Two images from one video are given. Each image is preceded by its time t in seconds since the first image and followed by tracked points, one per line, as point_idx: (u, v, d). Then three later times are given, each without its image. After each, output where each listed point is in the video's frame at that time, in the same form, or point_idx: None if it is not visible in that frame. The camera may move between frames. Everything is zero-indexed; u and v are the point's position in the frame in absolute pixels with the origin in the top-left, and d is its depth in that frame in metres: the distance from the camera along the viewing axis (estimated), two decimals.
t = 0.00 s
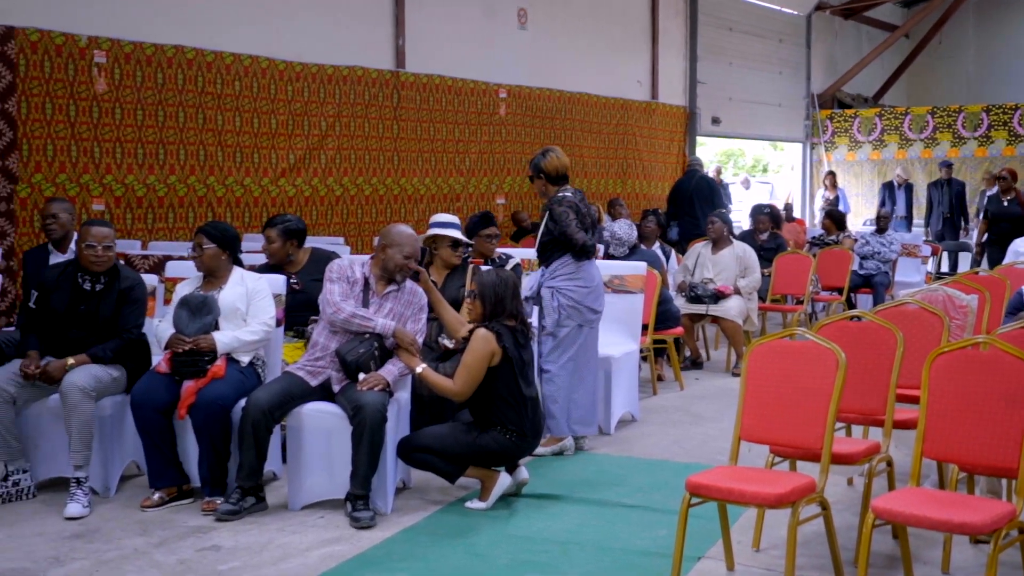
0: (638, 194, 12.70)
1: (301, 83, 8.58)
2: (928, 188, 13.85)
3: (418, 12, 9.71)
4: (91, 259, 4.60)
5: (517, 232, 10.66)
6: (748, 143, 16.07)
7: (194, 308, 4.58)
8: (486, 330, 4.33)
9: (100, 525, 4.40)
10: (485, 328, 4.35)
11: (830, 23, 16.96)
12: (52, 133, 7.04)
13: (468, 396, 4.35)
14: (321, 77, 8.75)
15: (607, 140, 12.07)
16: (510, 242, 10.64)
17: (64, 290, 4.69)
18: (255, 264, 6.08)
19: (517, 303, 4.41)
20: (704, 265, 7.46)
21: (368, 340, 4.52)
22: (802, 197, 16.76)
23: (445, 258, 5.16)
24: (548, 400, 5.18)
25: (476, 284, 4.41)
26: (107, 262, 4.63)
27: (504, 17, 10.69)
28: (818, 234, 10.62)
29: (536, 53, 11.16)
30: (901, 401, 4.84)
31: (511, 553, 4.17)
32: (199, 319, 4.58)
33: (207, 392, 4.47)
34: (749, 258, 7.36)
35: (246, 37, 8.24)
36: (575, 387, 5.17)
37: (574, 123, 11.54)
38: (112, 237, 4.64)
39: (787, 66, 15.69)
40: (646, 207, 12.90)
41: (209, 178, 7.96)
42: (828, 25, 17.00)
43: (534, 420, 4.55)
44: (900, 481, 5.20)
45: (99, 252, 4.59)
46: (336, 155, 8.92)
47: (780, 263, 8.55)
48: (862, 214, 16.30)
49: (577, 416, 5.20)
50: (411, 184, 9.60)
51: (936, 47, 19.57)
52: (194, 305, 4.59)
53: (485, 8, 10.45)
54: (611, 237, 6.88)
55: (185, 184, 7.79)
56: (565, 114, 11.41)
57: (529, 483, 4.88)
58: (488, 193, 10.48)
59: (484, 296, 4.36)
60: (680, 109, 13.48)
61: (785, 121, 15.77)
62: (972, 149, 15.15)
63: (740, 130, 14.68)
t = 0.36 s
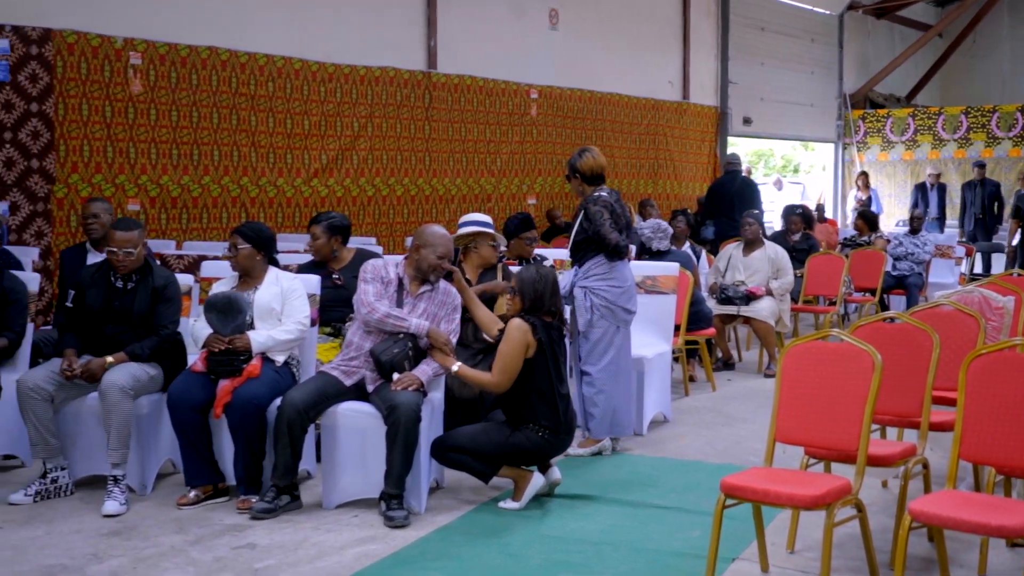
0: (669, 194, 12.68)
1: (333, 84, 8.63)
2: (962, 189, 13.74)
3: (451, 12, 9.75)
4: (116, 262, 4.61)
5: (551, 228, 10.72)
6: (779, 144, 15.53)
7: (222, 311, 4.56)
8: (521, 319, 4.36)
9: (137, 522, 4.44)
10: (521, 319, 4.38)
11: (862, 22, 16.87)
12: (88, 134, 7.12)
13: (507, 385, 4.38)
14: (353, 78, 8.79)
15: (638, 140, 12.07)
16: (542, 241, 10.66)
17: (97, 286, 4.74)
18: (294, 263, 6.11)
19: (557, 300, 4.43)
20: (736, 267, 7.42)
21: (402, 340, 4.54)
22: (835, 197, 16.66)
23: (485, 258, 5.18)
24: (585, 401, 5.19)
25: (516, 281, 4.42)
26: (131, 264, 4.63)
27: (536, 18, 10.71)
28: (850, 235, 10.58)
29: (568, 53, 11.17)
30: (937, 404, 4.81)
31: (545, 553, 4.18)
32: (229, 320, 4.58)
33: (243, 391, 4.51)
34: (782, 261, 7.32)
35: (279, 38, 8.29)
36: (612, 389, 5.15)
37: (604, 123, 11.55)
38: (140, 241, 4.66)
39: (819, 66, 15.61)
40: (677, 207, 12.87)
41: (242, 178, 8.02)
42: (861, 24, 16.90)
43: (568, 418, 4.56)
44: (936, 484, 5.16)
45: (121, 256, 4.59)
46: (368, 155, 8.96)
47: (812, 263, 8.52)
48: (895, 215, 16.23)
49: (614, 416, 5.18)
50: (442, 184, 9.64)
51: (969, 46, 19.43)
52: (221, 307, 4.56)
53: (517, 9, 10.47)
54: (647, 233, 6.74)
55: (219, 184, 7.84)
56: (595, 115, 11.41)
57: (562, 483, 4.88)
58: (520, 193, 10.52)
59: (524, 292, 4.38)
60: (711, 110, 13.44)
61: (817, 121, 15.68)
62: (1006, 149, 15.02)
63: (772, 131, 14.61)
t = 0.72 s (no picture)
0: (702, 193, 12.65)
1: (368, 84, 8.67)
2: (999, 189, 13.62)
3: (487, 12, 9.78)
4: (143, 263, 4.64)
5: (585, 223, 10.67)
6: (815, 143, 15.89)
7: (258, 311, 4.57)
8: (560, 314, 4.38)
9: (176, 519, 4.47)
10: (561, 314, 4.39)
11: (898, 20, 16.76)
12: (126, 134, 7.20)
13: (546, 378, 4.37)
14: (388, 78, 8.82)
15: (672, 139, 12.05)
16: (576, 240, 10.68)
17: (131, 282, 4.77)
18: (332, 263, 6.14)
19: (598, 299, 4.44)
20: (772, 267, 7.40)
21: (440, 339, 4.56)
22: (870, 196, 16.54)
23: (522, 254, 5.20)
24: (620, 402, 5.18)
25: (556, 279, 4.44)
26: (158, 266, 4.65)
27: (570, 18, 10.73)
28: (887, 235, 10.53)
29: (603, 53, 11.17)
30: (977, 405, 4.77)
31: (582, 553, 4.18)
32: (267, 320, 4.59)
33: (281, 389, 4.53)
34: (819, 260, 7.30)
35: (315, 37, 8.32)
36: (648, 389, 5.13)
37: (639, 123, 11.55)
38: (171, 241, 4.67)
39: (854, 65, 15.52)
40: (711, 206, 12.84)
41: (278, 178, 8.08)
42: (897, 23, 16.78)
43: (603, 418, 4.57)
44: (976, 487, 5.12)
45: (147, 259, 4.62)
46: (403, 155, 8.99)
47: (848, 264, 8.49)
48: (931, 215, 16.05)
49: (650, 417, 5.15)
50: (477, 184, 9.66)
51: (1007, 45, 19.25)
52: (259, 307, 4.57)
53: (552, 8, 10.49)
54: (689, 227, 6.74)
55: (255, 184, 7.90)
56: (629, 114, 11.41)
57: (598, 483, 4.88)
58: (553, 192, 10.54)
59: (564, 288, 4.39)
60: (745, 109, 13.41)
61: (852, 120, 15.58)
62: None
63: (807, 130, 14.54)
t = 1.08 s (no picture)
0: (739, 193, 12.59)
1: (406, 83, 8.70)
2: None
3: (522, 12, 9.84)
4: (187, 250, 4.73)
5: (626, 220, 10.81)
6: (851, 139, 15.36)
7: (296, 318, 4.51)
8: (601, 325, 4.35)
9: (218, 516, 4.50)
10: (600, 323, 4.37)
11: (938, 18, 16.59)
12: (167, 133, 7.26)
13: (583, 388, 4.37)
14: (425, 77, 8.85)
15: (709, 139, 12.01)
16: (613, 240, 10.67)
17: (178, 280, 4.86)
18: (371, 262, 6.15)
19: (633, 298, 4.41)
20: (811, 266, 7.38)
21: (479, 338, 4.56)
22: (909, 195, 16.37)
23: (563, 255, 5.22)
24: (658, 402, 5.18)
25: (590, 280, 4.43)
26: (199, 256, 4.71)
27: (605, 17, 10.75)
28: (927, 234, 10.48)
29: (639, 52, 11.22)
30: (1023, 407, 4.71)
31: (622, 553, 4.16)
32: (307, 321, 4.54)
33: (322, 387, 4.55)
34: (858, 258, 7.27)
35: (351, 37, 8.41)
36: (687, 389, 5.13)
37: (677, 122, 11.53)
38: (218, 234, 4.76)
39: (894, 63, 15.38)
40: (748, 205, 12.76)
41: (317, 177, 8.13)
42: (937, 20, 16.62)
43: (641, 415, 4.53)
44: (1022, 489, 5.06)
45: (189, 245, 4.71)
46: (441, 154, 9.01)
47: (888, 263, 8.43)
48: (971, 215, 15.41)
49: (689, 416, 5.15)
50: (513, 183, 9.68)
51: None
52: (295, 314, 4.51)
53: (586, 8, 10.52)
54: (728, 226, 6.72)
55: (294, 183, 7.97)
56: (666, 113, 11.38)
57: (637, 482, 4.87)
58: (590, 191, 10.56)
59: (599, 290, 4.37)
60: (783, 107, 13.35)
61: (892, 118, 15.43)
62: None
63: (847, 129, 14.41)
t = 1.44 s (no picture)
0: (774, 192, 12.51)
1: (440, 83, 8.73)
2: None
3: (555, 12, 9.87)
4: (228, 246, 4.80)
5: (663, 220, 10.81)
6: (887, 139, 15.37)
7: (331, 322, 4.51)
8: (636, 327, 4.34)
9: (254, 515, 4.51)
10: (635, 326, 4.36)
11: (978, 16, 16.41)
12: (203, 134, 7.30)
13: (617, 392, 4.35)
14: (459, 77, 8.87)
15: (744, 138, 11.96)
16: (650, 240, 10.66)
17: (215, 278, 4.90)
18: (407, 262, 6.16)
19: (665, 299, 4.39)
20: (847, 267, 7.42)
21: (515, 338, 4.54)
22: (946, 196, 16.20)
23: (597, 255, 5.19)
24: (693, 404, 5.15)
25: (624, 282, 4.41)
26: (235, 253, 4.79)
27: (639, 18, 10.75)
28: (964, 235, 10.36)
29: (674, 51, 11.22)
30: None
31: (658, 555, 4.14)
32: (342, 325, 4.53)
33: (357, 387, 4.55)
34: (896, 259, 7.29)
35: (385, 37, 8.44)
36: (722, 392, 5.11)
37: (713, 122, 11.51)
38: (259, 233, 4.82)
39: (932, 61, 15.22)
40: (783, 205, 12.69)
41: (352, 177, 8.18)
42: (976, 18, 16.44)
43: (681, 418, 4.51)
44: None
45: (229, 242, 4.78)
46: (474, 154, 9.03)
47: (926, 264, 8.35)
48: (1011, 214, 15.74)
49: (724, 419, 5.12)
50: (547, 183, 9.71)
51: None
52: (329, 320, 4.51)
53: (620, 8, 10.53)
54: (763, 227, 6.68)
55: (329, 183, 8.01)
56: (701, 113, 11.35)
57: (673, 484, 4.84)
58: (624, 191, 10.56)
59: (634, 293, 4.36)
60: (819, 106, 13.27)
61: (929, 118, 15.28)
62: None
63: (883, 129, 14.29)
